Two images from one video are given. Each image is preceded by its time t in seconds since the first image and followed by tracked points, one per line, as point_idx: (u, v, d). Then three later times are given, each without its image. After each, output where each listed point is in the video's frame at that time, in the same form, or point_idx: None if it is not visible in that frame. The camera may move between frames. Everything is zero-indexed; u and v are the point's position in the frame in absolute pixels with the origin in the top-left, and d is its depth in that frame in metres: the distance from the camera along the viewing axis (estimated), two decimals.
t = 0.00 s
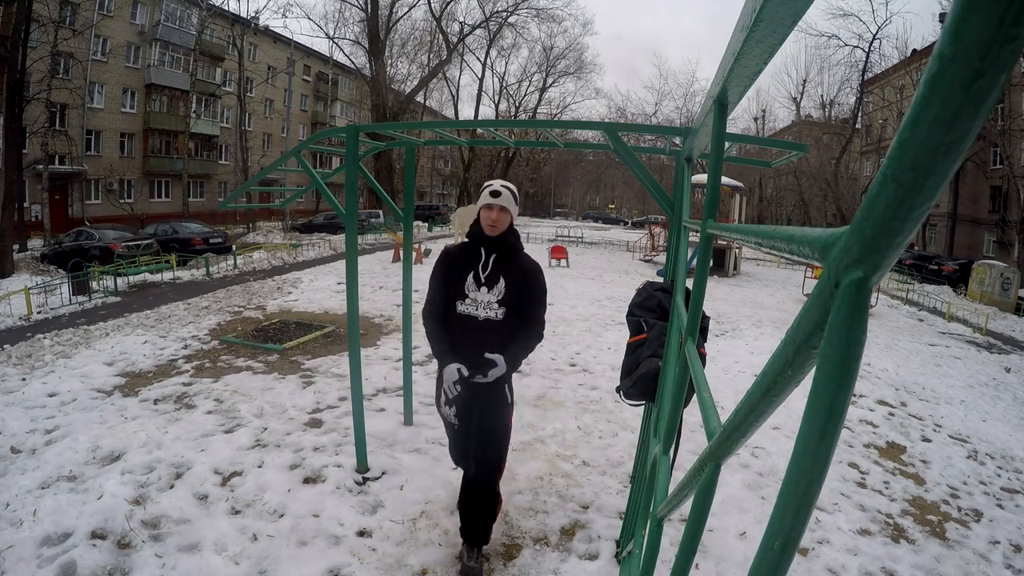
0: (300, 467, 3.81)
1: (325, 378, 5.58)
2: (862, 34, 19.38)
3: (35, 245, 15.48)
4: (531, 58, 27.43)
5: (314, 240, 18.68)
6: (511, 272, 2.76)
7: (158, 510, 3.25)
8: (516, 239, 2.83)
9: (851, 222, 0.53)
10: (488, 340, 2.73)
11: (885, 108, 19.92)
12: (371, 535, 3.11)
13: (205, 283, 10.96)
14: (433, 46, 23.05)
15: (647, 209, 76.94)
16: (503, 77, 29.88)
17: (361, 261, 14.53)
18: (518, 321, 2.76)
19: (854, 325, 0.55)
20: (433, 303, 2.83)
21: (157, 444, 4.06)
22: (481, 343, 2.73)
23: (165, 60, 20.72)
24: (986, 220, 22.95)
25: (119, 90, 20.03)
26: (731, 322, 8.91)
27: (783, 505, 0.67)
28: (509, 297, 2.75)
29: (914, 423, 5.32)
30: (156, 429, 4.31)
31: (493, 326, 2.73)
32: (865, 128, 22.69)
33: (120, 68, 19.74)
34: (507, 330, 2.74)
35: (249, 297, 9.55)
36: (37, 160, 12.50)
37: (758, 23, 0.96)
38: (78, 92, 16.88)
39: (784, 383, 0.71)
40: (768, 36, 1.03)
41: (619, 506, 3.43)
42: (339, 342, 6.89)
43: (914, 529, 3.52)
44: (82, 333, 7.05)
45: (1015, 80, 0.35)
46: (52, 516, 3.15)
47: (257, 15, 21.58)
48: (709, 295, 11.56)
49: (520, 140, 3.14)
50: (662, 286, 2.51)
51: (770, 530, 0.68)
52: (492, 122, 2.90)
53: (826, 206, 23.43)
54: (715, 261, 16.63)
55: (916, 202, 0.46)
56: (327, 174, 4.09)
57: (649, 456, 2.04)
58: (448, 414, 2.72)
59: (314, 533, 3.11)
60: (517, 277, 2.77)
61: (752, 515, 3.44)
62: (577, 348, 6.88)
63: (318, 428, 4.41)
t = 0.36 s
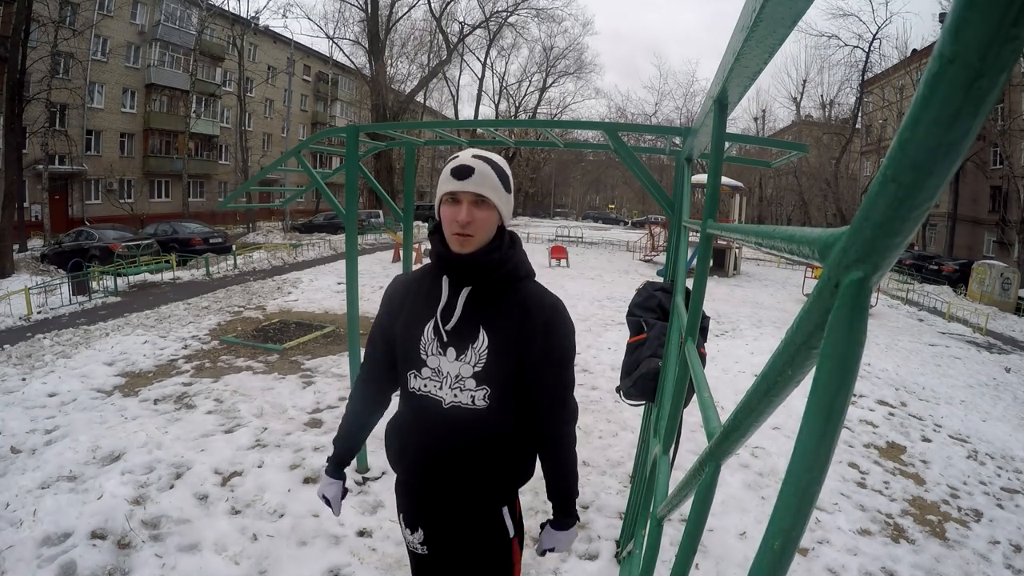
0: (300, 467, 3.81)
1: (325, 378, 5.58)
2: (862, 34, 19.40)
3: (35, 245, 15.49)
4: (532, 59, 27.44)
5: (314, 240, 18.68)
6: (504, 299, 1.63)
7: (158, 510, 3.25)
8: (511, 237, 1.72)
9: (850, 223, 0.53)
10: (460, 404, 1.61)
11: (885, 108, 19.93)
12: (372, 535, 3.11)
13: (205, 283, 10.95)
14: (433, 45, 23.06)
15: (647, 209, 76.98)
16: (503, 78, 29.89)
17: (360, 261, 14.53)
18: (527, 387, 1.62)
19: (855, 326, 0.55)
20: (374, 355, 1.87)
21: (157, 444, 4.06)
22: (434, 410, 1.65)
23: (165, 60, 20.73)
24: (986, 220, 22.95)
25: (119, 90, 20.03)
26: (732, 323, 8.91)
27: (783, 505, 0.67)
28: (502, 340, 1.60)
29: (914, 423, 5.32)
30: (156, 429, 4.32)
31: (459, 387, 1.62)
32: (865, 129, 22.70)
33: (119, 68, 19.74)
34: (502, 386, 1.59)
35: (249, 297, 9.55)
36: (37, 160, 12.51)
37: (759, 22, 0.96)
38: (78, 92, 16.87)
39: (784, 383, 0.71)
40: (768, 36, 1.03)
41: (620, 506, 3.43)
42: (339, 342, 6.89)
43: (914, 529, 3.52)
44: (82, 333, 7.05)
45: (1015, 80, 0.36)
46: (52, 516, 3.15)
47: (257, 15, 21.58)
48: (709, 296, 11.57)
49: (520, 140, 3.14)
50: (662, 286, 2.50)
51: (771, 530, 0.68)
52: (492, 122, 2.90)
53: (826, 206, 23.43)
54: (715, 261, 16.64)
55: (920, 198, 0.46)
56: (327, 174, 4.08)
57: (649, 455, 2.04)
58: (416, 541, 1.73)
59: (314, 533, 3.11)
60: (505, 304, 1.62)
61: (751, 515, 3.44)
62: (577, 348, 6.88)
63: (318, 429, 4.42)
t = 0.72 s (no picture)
0: (301, 467, 3.81)
1: (325, 378, 5.58)
2: (862, 34, 19.44)
3: (35, 245, 15.51)
4: (532, 58, 27.45)
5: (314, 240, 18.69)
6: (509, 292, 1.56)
7: (158, 510, 3.25)
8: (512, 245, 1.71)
9: (849, 221, 0.53)
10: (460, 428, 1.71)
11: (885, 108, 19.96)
12: (371, 535, 3.11)
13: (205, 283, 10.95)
14: (433, 45, 23.08)
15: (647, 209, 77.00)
16: (503, 78, 29.95)
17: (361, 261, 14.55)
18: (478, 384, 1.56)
19: (855, 326, 0.55)
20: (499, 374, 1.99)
21: (157, 444, 4.06)
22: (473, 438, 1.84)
23: (165, 60, 20.74)
24: (986, 220, 22.97)
25: (119, 90, 20.04)
26: (732, 322, 8.92)
27: (784, 507, 0.67)
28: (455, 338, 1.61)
29: (914, 423, 5.32)
30: (156, 429, 4.32)
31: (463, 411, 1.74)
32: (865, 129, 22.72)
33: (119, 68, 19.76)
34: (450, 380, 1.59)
35: (249, 297, 9.55)
36: (37, 160, 12.52)
37: (758, 23, 0.96)
38: (78, 92, 16.87)
39: (784, 383, 0.71)
40: (768, 36, 1.03)
41: (619, 506, 3.43)
42: (339, 342, 6.89)
43: (914, 529, 3.52)
44: (82, 333, 7.06)
45: (1016, 81, 0.36)
46: (52, 516, 3.15)
47: (257, 15, 21.57)
48: (709, 296, 11.57)
49: (519, 140, 3.14)
50: (662, 286, 2.50)
51: (770, 531, 0.68)
52: (492, 122, 2.90)
53: (826, 206, 23.44)
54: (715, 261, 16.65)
55: (921, 199, 0.46)
56: (327, 174, 4.09)
57: (649, 456, 2.04)
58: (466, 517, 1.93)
59: (314, 533, 3.11)
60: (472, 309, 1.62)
61: (751, 515, 3.44)
62: (578, 348, 6.89)
63: (318, 428, 4.42)
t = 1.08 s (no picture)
0: (301, 467, 3.81)
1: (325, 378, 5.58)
2: (862, 34, 19.44)
3: (35, 245, 15.51)
4: (532, 58, 27.46)
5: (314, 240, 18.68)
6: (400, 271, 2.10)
7: (158, 510, 3.25)
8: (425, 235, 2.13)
9: (850, 221, 0.53)
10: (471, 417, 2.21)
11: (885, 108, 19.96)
12: (371, 535, 3.11)
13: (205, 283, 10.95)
14: (433, 45, 23.08)
15: (647, 209, 77.01)
16: (503, 78, 29.96)
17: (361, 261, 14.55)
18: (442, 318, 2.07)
19: (853, 325, 0.55)
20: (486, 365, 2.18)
21: (157, 444, 4.06)
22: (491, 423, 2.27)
23: (165, 60, 20.74)
24: (986, 220, 22.96)
25: (119, 90, 20.04)
26: (731, 322, 8.92)
27: (784, 507, 0.67)
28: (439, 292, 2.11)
29: (914, 423, 5.32)
30: (156, 429, 4.32)
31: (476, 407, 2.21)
32: (865, 129, 22.71)
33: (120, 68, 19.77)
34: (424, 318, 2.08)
35: (249, 297, 9.55)
36: (37, 160, 12.52)
37: (759, 23, 0.96)
38: (78, 92, 16.87)
39: (785, 382, 0.71)
40: (767, 37, 1.03)
41: (619, 506, 3.43)
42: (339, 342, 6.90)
43: (914, 529, 3.52)
44: (81, 333, 7.06)
45: (1017, 81, 0.36)
46: (52, 516, 3.15)
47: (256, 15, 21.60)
48: (709, 296, 11.57)
49: (519, 140, 3.13)
50: (662, 286, 2.50)
51: (771, 531, 0.68)
52: (492, 122, 2.90)
53: (826, 206, 23.44)
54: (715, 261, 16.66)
55: (920, 198, 0.46)
56: (327, 174, 4.09)
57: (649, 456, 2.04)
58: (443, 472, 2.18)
59: (314, 534, 3.11)
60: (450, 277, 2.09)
61: (752, 515, 3.44)
62: (578, 348, 6.89)
63: (318, 429, 4.42)
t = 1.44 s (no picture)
0: (301, 467, 3.81)
1: (325, 378, 5.58)
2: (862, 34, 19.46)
3: (35, 245, 15.52)
4: (532, 58, 27.49)
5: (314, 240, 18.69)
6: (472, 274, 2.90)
7: (158, 510, 3.25)
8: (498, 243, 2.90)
9: (850, 222, 0.53)
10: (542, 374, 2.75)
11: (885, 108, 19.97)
12: (371, 535, 3.11)
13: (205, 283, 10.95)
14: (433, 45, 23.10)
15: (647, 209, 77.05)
16: (503, 78, 29.98)
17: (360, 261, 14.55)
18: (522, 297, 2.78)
19: (854, 324, 0.55)
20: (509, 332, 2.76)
21: (157, 444, 4.06)
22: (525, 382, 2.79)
23: (165, 60, 20.74)
24: (986, 220, 22.97)
25: (119, 90, 20.05)
26: (732, 322, 8.92)
27: (783, 507, 0.67)
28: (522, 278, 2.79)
29: (914, 423, 5.32)
30: (156, 429, 4.32)
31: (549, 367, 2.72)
32: (865, 128, 22.72)
33: (119, 68, 19.78)
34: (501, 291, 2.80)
35: (249, 297, 9.55)
36: (37, 160, 12.52)
37: (759, 23, 0.96)
38: (78, 92, 16.87)
39: (784, 383, 0.71)
40: (768, 36, 1.03)
41: (620, 506, 3.43)
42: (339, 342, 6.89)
43: (914, 529, 3.52)
44: (82, 333, 7.06)
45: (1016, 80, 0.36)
46: (52, 516, 3.15)
47: (256, 15, 21.63)
48: (709, 296, 11.58)
49: (519, 140, 3.13)
50: (662, 286, 2.50)
51: (771, 531, 0.68)
52: (492, 122, 2.90)
53: (826, 206, 23.45)
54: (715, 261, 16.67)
55: (919, 199, 0.46)
56: (326, 174, 4.09)
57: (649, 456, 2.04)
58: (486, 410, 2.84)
59: (314, 533, 3.11)
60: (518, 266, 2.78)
61: (752, 515, 3.44)
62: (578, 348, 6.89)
63: (318, 429, 4.41)
